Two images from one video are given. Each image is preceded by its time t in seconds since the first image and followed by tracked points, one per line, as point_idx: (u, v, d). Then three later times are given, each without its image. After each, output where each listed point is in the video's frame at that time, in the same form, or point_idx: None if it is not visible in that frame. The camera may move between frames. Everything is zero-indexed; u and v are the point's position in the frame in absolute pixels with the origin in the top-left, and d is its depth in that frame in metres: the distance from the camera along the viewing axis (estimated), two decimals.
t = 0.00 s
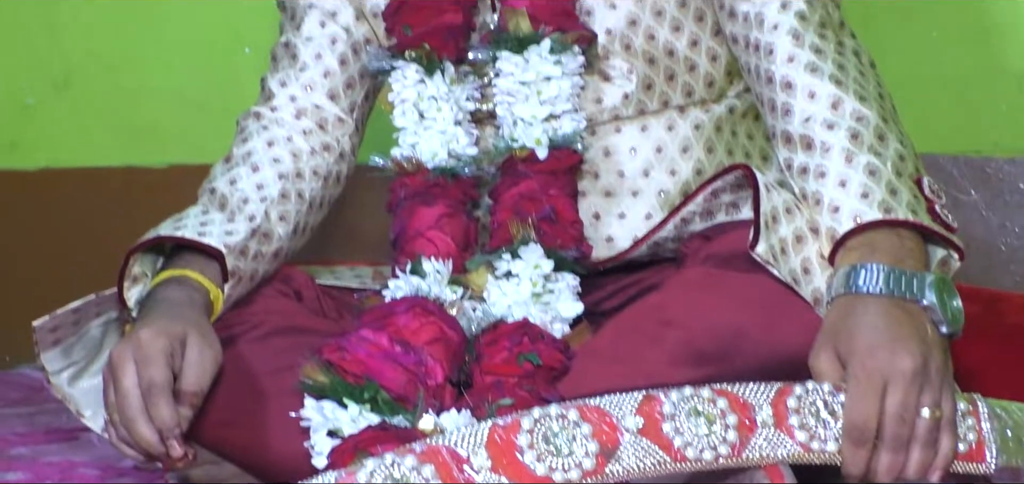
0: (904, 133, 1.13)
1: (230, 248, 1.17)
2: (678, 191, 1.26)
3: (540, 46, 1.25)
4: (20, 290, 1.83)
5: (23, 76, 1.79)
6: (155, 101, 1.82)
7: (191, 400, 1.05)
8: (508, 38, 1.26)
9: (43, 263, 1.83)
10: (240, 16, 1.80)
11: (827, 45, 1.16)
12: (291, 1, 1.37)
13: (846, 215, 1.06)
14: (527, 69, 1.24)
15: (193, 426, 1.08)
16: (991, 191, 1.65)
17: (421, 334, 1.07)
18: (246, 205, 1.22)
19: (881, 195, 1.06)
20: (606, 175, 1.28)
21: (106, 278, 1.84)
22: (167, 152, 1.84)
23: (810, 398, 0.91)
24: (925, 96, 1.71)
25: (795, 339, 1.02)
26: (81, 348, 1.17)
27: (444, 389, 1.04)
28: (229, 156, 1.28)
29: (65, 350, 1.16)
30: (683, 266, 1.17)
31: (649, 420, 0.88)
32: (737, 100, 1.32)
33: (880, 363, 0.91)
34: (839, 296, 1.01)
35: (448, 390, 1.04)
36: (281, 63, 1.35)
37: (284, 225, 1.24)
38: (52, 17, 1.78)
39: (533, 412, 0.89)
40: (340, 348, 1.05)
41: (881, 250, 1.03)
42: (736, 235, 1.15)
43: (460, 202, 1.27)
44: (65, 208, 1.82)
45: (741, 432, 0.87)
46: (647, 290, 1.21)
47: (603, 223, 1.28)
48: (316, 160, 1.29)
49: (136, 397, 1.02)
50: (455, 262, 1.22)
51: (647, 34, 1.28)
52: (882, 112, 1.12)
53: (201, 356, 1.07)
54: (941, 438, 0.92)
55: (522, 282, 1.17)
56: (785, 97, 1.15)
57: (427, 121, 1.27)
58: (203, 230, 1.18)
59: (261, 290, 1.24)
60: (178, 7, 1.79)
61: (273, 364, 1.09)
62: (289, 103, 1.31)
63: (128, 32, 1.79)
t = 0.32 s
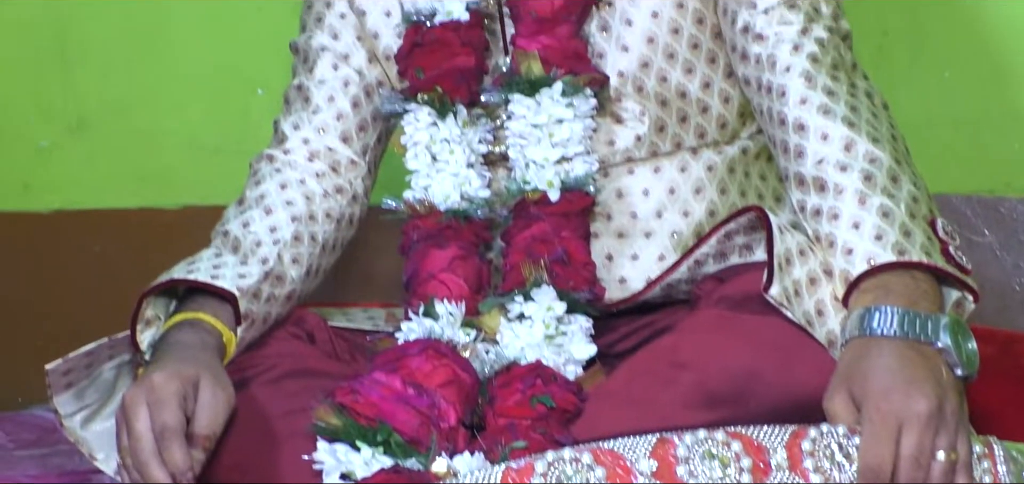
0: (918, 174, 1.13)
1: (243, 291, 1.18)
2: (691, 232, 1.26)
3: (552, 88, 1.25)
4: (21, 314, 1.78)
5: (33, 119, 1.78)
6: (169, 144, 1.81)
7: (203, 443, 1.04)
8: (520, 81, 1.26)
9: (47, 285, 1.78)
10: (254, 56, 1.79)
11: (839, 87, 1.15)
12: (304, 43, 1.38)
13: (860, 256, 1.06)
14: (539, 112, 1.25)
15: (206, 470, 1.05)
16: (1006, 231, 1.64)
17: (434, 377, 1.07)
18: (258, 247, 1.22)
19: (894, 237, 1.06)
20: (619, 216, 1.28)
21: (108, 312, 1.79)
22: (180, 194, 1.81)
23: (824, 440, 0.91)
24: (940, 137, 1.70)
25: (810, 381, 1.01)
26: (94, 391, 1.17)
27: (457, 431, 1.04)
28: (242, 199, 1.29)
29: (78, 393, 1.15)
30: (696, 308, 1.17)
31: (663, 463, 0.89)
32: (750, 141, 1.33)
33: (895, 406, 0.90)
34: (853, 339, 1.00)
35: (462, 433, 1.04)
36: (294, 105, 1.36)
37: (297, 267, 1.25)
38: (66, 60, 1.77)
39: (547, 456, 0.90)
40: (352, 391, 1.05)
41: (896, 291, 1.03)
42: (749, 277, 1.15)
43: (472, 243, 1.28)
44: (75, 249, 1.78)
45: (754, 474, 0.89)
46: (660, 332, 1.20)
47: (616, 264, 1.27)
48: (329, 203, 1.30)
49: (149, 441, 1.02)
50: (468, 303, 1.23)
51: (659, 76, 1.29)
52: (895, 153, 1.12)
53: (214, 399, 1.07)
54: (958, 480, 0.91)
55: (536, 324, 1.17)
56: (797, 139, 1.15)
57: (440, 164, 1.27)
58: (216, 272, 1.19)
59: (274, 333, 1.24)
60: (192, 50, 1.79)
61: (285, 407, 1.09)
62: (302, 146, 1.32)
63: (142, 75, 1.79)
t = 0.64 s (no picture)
0: (929, 209, 1.13)
1: (253, 325, 1.18)
2: (701, 265, 1.26)
3: (561, 123, 1.25)
4: (28, 337, 1.78)
5: (50, 160, 1.78)
6: (187, 179, 1.81)
7: (214, 479, 1.04)
8: (530, 115, 1.26)
9: (55, 309, 1.78)
10: (267, 89, 1.80)
11: (849, 121, 1.15)
12: (314, 78, 1.39)
13: (871, 291, 1.06)
14: (548, 146, 1.25)
15: None
16: (1017, 263, 1.63)
17: (443, 411, 1.06)
18: (269, 282, 1.23)
19: (905, 271, 1.05)
20: (629, 249, 1.28)
21: (106, 335, 1.78)
22: (198, 226, 1.81)
23: (836, 475, 0.91)
24: (951, 170, 1.69)
25: (821, 417, 1.01)
26: (104, 425, 1.17)
27: (468, 465, 1.03)
28: (253, 233, 1.30)
29: (88, 428, 1.15)
30: (707, 342, 1.16)
31: None
32: (760, 175, 1.32)
33: (906, 441, 0.90)
34: (865, 373, 0.99)
35: (471, 467, 1.04)
36: (304, 140, 1.36)
37: (307, 301, 1.25)
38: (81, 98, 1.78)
39: None
40: (362, 426, 1.05)
41: (906, 327, 1.02)
42: (759, 312, 1.15)
43: (483, 277, 1.28)
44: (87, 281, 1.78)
45: None
46: (670, 366, 1.19)
47: (627, 298, 1.27)
48: (339, 237, 1.31)
49: (160, 476, 1.02)
50: (478, 338, 1.23)
51: (669, 109, 1.29)
52: (906, 188, 1.12)
53: (225, 434, 1.06)
54: None
55: (546, 358, 1.17)
56: (807, 174, 1.15)
57: (450, 198, 1.27)
58: (226, 306, 1.19)
59: (284, 368, 1.24)
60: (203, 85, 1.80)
61: (296, 443, 1.09)
62: (312, 181, 1.33)
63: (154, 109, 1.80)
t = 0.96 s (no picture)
0: (934, 236, 1.13)
1: (258, 354, 1.18)
2: (707, 293, 1.25)
3: (567, 150, 1.25)
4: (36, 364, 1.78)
5: (48, 179, 1.78)
6: (181, 206, 1.80)
7: None
8: (535, 142, 1.26)
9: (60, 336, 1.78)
10: (272, 120, 1.81)
11: (855, 149, 1.15)
12: (319, 106, 1.39)
13: (876, 320, 1.06)
14: (554, 174, 1.25)
15: None
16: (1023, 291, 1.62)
17: (449, 440, 1.05)
18: (273, 310, 1.23)
19: (911, 299, 1.05)
20: (634, 277, 1.28)
21: (112, 360, 1.79)
22: (197, 254, 1.81)
23: None
24: (958, 197, 1.68)
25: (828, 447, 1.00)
26: (108, 454, 1.16)
27: None
28: (258, 261, 1.30)
29: (93, 457, 1.15)
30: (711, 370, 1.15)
31: None
32: (765, 202, 1.32)
33: (913, 471, 0.89)
34: (871, 402, 0.98)
35: None
36: (308, 169, 1.37)
37: (312, 329, 1.25)
38: (85, 118, 1.77)
39: None
40: (366, 455, 1.05)
41: (912, 356, 1.02)
42: (765, 342, 1.15)
43: (487, 305, 1.27)
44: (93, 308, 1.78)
45: None
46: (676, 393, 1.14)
47: (632, 325, 1.26)
48: (344, 264, 1.30)
49: None
50: (483, 366, 1.22)
51: (674, 137, 1.29)
52: (911, 216, 1.12)
53: (229, 463, 1.05)
54: None
55: (551, 386, 1.15)
56: (813, 202, 1.15)
57: (455, 225, 1.26)
58: (231, 335, 1.19)
59: (289, 396, 1.23)
60: (208, 111, 1.80)
61: (300, 471, 1.08)
62: (317, 209, 1.33)
63: (159, 137, 1.79)
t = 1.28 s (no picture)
0: (935, 265, 1.14)
1: (259, 385, 1.17)
2: (708, 323, 1.24)
3: (567, 179, 1.25)
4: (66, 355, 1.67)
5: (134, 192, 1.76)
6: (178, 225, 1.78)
7: None
8: (536, 172, 1.26)
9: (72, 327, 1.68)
10: (271, 149, 1.75)
11: (855, 179, 1.15)
12: (319, 135, 1.39)
13: (878, 350, 1.06)
14: (554, 203, 1.24)
15: None
16: None
17: (450, 471, 1.05)
18: (274, 342, 1.22)
19: (913, 329, 1.06)
20: (634, 307, 1.28)
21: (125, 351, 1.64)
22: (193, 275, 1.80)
23: None
24: (960, 225, 1.67)
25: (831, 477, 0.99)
26: None
27: None
28: (258, 291, 1.30)
29: None
30: (712, 401, 1.15)
31: None
32: (765, 231, 1.31)
33: None
34: (872, 432, 0.97)
35: None
36: (309, 199, 1.36)
37: (312, 360, 1.24)
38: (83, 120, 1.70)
39: None
40: None
41: (913, 385, 1.03)
42: (766, 372, 1.14)
43: (488, 335, 1.27)
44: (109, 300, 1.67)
45: None
46: (678, 423, 1.14)
47: (633, 356, 1.26)
48: (344, 294, 1.30)
49: None
50: (484, 396, 1.21)
51: (674, 166, 1.29)
52: (912, 245, 1.12)
53: None
54: None
55: (552, 416, 1.14)
56: (814, 231, 1.15)
57: (455, 254, 1.27)
58: (232, 366, 1.18)
59: (290, 427, 1.23)
60: (207, 132, 1.75)
61: None
62: (317, 238, 1.32)
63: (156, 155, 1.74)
